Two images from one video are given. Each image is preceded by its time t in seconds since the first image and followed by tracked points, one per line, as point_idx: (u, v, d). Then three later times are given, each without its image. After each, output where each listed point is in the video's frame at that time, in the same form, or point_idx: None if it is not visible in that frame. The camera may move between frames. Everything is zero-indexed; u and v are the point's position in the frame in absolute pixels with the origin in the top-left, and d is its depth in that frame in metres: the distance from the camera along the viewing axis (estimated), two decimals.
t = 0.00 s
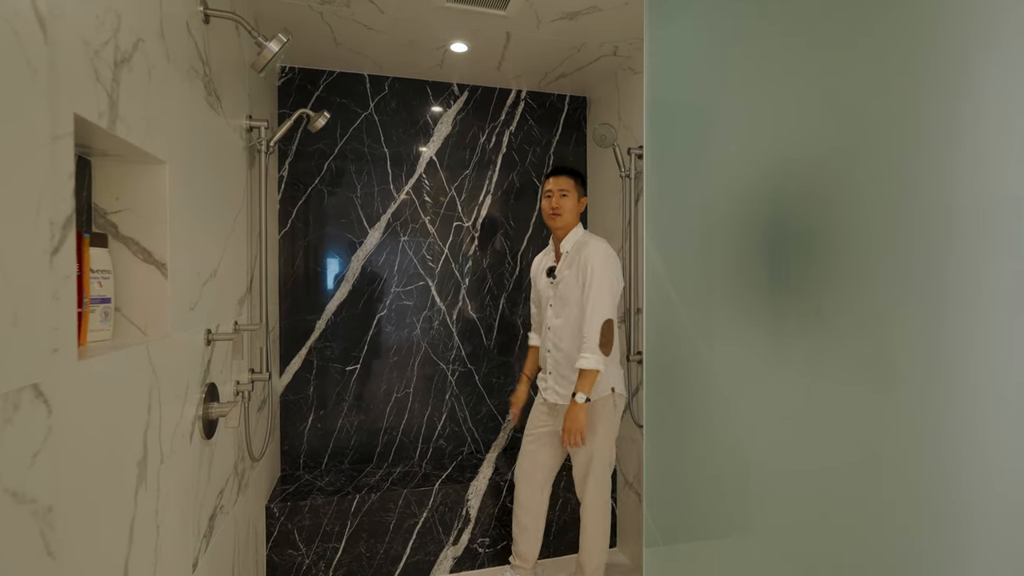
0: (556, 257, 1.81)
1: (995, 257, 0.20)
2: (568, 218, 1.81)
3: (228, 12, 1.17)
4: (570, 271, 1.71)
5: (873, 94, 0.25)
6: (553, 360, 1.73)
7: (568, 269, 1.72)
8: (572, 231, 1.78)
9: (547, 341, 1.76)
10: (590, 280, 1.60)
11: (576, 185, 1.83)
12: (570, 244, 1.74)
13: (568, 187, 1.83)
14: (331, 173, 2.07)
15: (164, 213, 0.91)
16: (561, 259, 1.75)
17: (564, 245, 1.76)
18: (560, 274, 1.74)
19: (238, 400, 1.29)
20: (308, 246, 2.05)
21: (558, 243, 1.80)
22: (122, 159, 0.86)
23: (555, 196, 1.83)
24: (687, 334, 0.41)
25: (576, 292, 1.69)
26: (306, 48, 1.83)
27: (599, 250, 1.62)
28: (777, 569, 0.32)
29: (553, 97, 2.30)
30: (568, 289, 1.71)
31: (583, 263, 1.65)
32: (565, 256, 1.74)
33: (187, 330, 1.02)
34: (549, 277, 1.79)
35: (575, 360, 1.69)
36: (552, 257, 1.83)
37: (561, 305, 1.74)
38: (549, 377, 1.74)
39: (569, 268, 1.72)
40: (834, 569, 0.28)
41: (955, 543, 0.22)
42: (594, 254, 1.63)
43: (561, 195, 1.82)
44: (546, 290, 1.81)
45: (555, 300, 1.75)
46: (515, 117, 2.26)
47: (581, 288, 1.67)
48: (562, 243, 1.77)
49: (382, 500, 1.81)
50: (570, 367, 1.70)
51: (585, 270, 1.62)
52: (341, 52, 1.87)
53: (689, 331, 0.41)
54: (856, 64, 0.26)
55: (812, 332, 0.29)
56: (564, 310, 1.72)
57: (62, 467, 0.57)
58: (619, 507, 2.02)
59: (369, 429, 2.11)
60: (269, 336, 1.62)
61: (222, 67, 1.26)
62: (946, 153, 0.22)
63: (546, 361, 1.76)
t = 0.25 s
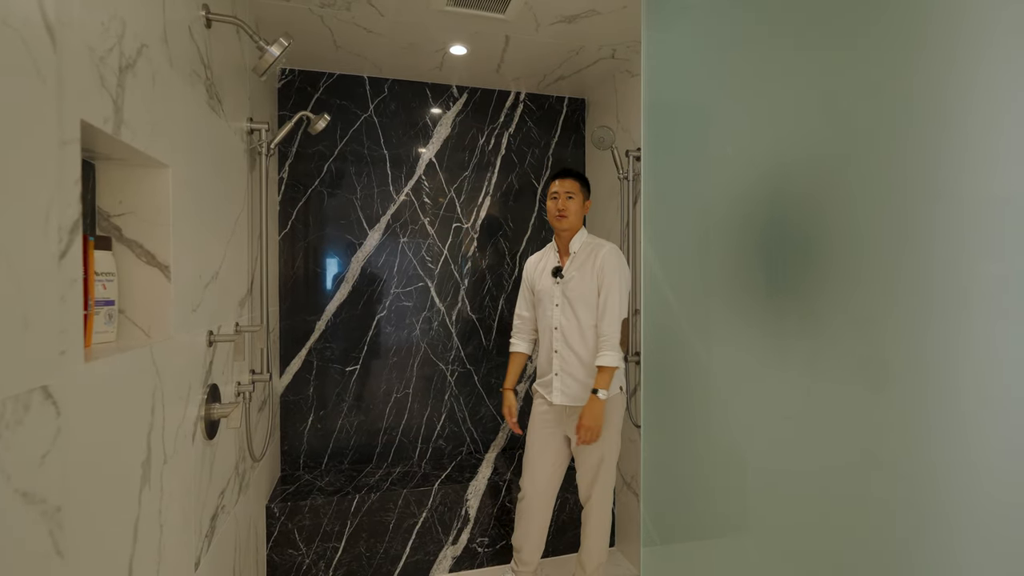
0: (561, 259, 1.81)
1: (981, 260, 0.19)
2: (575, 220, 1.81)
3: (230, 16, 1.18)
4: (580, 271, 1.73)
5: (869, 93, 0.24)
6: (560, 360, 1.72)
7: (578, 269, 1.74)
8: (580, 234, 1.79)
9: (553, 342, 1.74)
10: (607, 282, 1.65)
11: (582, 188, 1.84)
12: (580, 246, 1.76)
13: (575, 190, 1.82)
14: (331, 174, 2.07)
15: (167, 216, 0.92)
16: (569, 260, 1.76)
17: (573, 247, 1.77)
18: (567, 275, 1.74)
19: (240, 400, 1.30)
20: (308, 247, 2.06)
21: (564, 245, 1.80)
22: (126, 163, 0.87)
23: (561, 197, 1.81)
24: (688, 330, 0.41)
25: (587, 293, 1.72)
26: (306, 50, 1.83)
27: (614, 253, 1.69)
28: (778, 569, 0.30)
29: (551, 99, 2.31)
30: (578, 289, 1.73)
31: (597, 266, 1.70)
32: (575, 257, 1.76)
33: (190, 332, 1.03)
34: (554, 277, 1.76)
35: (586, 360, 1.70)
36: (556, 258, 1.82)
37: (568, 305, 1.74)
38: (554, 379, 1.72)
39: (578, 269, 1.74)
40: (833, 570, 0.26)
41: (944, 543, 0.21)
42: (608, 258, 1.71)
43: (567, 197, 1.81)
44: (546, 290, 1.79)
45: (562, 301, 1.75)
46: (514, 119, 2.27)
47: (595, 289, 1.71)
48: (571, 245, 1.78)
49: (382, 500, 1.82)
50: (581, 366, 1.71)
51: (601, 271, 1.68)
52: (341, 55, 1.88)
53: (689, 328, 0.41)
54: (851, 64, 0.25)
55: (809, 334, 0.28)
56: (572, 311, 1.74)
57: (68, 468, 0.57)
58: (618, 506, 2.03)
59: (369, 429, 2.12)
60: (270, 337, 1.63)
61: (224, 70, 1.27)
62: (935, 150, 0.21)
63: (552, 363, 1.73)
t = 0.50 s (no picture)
0: (562, 260, 1.83)
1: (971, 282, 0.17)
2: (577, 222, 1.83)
3: (235, 23, 1.20)
4: (581, 272, 1.76)
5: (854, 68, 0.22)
6: (560, 360, 1.73)
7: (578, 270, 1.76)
8: (581, 236, 1.81)
9: (552, 342, 1.76)
10: (612, 284, 1.69)
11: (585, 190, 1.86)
12: (582, 247, 1.79)
13: (578, 192, 1.84)
14: (332, 176, 2.09)
15: (174, 220, 0.94)
16: (571, 261, 1.79)
17: (574, 248, 1.80)
18: (568, 275, 1.77)
19: (244, 400, 1.32)
20: (310, 248, 2.08)
21: (566, 247, 1.83)
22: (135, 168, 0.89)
23: (563, 200, 1.83)
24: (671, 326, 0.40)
25: (590, 294, 1.74)
26: (308, 54, 1.85)
27: (617, 257, 1.73)
28: None
29: (550, 101, 2.33)
30: (578, 290, 1.75)
31: (600, 268, 1.74)
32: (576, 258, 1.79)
33: (195, 333, 1.05)
34: (556, 278, 1.78)
35: (586, 360, 1.71)
36: (557, 259, 1.84)
37: (569, 306, 1.76)
38: (553, 378, 1.74)
39: (580, 270, 1.76)
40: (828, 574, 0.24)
41: (936, 552, 0.19)
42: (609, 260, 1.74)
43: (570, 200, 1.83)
44: (547, 291, 1.82)
45: (563, 301, 1.77)
46: (513, 121, 2.29)
47: (597, 291, 1.74)
48: (572, 246, 1.81)
49: (383, 499, 1.84)
50: (581, 367, 1.71)
51: (605, 274, 1.71)
52: (343, 59, 1.90)
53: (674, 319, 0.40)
54: (846, 38, 0.23)
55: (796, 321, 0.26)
56: (573, 311, 1.75)
57: (82, 466, 0.59)
58: (617, 505, 2.05)
59: (369, 429, 2.14)
60: (272, 338, 1.65)
61: (228, 75, 1.29)
62: (922, 135, 0.19)
63: (552, 362, 1.74)
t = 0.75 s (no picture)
0: (563, 262, 1.86)
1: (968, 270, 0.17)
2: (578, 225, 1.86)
3: (244, 32, 1.23)
4: (581, 275, 1.79)
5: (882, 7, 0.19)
6: (560, 361, 1.77)
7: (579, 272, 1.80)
8: (581, 238, 1.84)
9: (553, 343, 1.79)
10: (613, 287, 1.72)
11: (586, 194, 1.89)
12: (583, 249, 1.82)
13: (579, 195, 1.87)
14: (335, 178, 2.12)
15: (188, 225, 0.98)
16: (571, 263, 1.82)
17: (575, 250, 1.83)
18: (569, 277, 1.80)
19: (252, 399, 1.35)
20: (313, 250, 2.11)
21: (567, 249, 1.86)
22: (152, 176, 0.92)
23: (565, 203, 1.86)
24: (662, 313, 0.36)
25: (590, 297, 1.77)
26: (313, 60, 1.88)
27: (618, 260, 1.75)
28: None
29: (550, 105, 2.36)
30: (579, 291, 1.78)
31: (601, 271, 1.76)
32: (578, 261, 1.82)
33: (207, 334, 1.08)
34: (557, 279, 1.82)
35: (587, 361, 1.74)
36: (559, 261, 1.87)
37: (569, 307, 1.79)
38: (554, 378, 1.77)
39: (580, 273, 1.79)
40: None
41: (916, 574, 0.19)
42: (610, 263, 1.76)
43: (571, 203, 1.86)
44: (549, 292, 1.85)
45: (563, 303, 1.80)
46: (514, 125, 2.32)
47: (598, 294, 1.77)
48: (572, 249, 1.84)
49: (386, 497, 1.87)
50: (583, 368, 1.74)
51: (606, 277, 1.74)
52: (347, 64, 1.93)
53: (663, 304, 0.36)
54: (835, 36, 0.21)
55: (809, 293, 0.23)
56: (574, 313, 1.78)
57: (107, 461, 0.62)
58: (616, 503, 2.09)
59: (372, 428, 2.17)
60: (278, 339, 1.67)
61: (236, 81, 1.32)
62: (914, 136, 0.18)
63: (553, 362, 1.78)
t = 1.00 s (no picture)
0: (565, 264, 1.90)
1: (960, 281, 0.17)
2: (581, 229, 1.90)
3: (257, 43, 1.27)
4: (583, 277, 1.84)
5: (876, 11, 0.19)
6: (562, 361, 1.80)
7: (581, 275, 1.84)
8: (584, 242, 1.89)
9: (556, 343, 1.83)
10: (614, 290, 1.78)
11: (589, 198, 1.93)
12: (586, 253, 1.88)
13: (582, 202, 1.90)
14: (341, 181, 2.16)
15: (208, 231, 1.02)
16: (573, 266, 1.87)
17: (578, 253, 1.88)
18: (572, 279, 1.84)
19: (264, 398, 1.39)
20: (319, 251, 2.15)
21: (570, 252, 1.91)
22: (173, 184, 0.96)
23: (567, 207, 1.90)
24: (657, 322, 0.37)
25: (592, 299, 1.82)
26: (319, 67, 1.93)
27: (619, 264, 1.82)
28: None
29: (551, 110, 2.40)
30: (581, 293, 1.83)
31: (602, 275, 1.82)
32: (579, 264, 1.87)
33: (223, 335, 1.12)
34: (560, 281, 1.86)
35: (589, 361, 1.79)
36: (561, 263, 1.91)
37: (571, 308, 1.83)
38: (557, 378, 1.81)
39: (582, 275, 1.84)
40: None
41: None
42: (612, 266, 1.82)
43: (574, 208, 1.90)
44: (550, 294, 1.88)
45: (565, 304, 1.84)
46: (515, 129, 2.36)
47: (599, 296, 1.82)
48: (575, 252, 1.89)
49: (391, 494, 1.91)
50: (585, 368, 1.80)
51: (607, 281, 1.80)
52: (352, 70, 1.97)
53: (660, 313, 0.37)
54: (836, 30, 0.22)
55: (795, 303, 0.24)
56: (575, 314, 1.83)
57: (141, 455, 0.66)
58: (616, 500, 2.13)
59: (377, 427, 2.21)
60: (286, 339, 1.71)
61: (248, 89, 1.36)
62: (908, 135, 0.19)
63: (555, 362, 1.81)
